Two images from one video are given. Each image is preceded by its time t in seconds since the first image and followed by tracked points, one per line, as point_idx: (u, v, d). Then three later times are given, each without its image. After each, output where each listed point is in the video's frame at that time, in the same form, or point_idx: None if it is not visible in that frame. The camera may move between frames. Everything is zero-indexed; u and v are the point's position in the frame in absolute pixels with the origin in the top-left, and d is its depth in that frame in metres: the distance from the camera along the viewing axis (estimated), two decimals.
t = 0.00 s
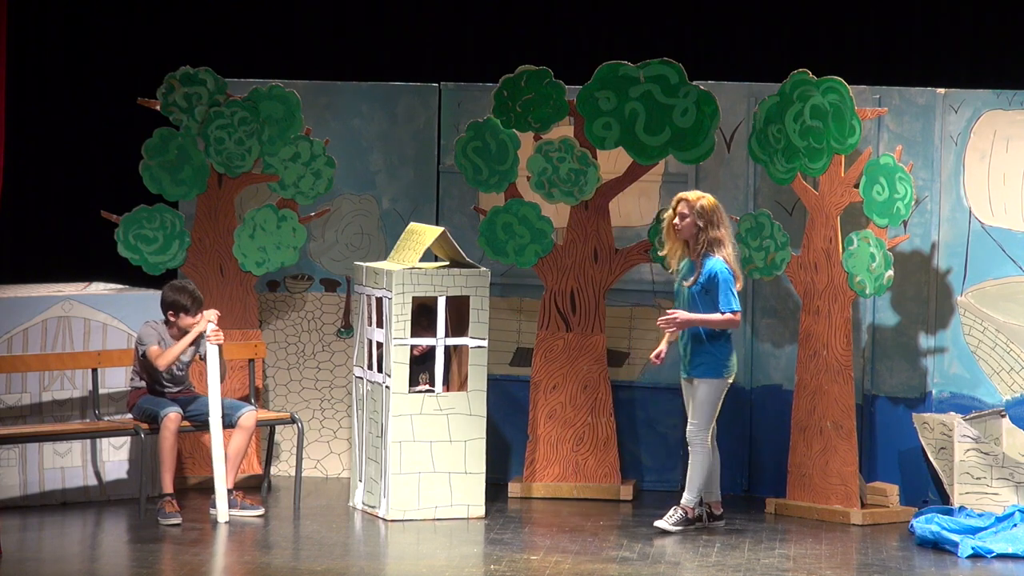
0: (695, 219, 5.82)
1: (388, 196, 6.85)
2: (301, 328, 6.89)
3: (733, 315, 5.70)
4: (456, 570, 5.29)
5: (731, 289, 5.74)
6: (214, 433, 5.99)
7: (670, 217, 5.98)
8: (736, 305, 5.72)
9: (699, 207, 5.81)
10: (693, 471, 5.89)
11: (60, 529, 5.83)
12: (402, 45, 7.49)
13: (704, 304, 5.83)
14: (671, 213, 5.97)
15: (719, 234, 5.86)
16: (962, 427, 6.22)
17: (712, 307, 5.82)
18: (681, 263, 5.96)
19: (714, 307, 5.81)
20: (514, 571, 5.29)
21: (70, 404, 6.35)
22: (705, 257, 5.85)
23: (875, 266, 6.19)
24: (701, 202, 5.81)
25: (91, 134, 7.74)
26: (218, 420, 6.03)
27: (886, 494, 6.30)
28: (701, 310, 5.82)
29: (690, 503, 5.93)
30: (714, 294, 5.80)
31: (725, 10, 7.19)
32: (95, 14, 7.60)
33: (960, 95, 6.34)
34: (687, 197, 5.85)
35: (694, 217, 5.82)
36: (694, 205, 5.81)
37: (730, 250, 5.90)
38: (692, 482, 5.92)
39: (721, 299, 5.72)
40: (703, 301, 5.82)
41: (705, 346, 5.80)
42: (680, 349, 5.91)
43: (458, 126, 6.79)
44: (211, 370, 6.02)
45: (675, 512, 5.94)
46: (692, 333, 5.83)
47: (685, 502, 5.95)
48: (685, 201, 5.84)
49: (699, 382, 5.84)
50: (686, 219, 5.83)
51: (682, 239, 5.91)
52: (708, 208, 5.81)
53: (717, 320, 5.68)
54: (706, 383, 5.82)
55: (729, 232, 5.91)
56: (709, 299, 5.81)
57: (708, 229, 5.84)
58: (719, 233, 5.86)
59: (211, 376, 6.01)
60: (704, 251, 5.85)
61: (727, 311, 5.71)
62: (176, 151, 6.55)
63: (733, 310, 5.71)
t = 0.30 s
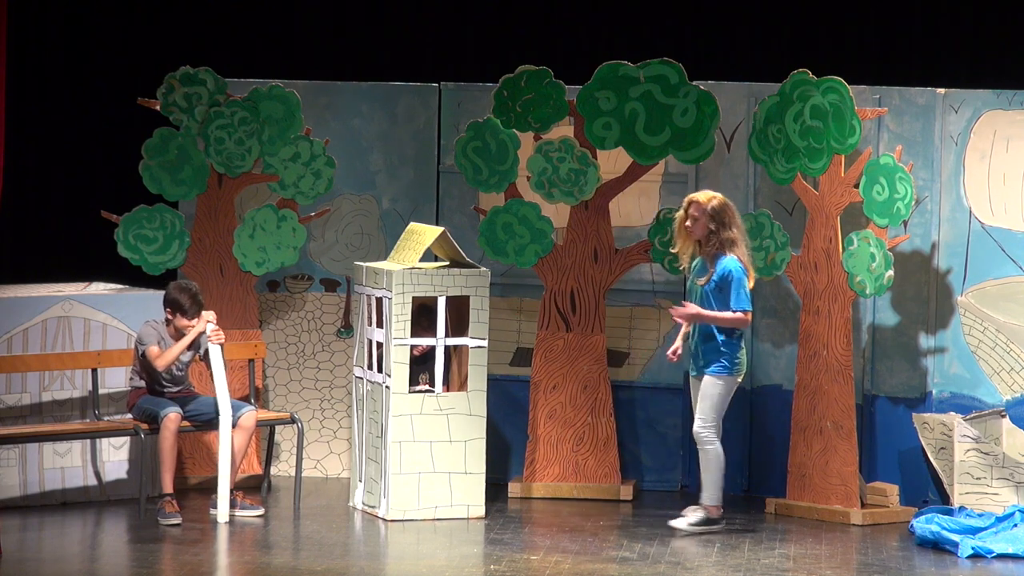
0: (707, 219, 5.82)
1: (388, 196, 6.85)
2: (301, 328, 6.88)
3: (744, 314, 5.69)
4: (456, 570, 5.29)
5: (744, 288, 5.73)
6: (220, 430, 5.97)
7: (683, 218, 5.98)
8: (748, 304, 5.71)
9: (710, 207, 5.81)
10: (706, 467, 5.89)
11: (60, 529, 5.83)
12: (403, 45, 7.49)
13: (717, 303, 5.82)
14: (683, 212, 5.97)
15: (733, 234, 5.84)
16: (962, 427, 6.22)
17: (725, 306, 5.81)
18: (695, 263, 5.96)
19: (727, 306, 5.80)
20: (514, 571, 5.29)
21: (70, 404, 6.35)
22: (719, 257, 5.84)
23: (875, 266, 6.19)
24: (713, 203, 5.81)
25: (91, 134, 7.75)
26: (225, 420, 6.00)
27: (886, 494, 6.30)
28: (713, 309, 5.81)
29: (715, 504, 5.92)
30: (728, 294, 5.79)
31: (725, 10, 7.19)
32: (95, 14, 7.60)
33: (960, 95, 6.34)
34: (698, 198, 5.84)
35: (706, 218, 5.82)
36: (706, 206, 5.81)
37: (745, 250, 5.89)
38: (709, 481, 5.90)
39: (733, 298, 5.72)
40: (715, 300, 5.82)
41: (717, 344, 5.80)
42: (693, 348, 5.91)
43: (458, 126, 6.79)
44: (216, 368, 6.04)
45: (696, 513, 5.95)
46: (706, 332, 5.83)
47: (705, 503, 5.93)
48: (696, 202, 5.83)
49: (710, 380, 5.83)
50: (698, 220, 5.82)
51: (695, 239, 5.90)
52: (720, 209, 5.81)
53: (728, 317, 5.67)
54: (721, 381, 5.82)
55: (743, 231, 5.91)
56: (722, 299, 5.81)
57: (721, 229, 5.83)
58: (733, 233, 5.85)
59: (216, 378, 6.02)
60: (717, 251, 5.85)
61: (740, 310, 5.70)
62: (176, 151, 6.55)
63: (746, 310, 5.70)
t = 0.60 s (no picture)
0: (726, 221, 5.80)
1: (388, 196, 6.86)
2: (301, 328, 6.89)
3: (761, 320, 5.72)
4: (456, 570, 5.29)
5: (761, 294, 5.75)
6: (220, 432, 5.97)
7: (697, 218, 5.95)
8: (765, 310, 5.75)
9: (730, 209, 5.79)
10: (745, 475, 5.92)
11: (60, 529, 5.84)
12: (403, 45, 7.49)
13: (731, 307, 5.82)
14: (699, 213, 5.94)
15: (749, 236, 5.85)
16: (962, 427, 6.22)
17: (740, 310, 5.82)
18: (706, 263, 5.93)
19: (741, 311, 5.81)
20: (514, 572, 5.29)
21: (70, 404, 6.35)
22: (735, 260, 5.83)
23: (875, 266, 6.19)
24: (733, 205, 5.79)
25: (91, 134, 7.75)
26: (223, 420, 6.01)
27: (886, 494, 6.30)
28: (728, 313, 5.82)
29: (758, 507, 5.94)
30: (743, 297, 5.79)
31: (725, 10, 7.19)
32: (95, 14, 7.60)
33: (960, 95, 6.34)
34: (717, 199, 5.81)
35: (725, 220, 5.79)
36: (726, 208, 5.79)
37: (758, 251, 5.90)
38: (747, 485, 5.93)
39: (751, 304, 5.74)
40: (731, 304, 5.82)
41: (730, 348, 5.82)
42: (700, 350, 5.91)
43: (458, 126, 6.80)
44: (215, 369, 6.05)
45: (747, 516, 5.91)
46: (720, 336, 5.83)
47: (751, 507, 5.93)
48: (716, 203, 5.80)
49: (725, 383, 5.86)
50: (717, 221, 5.80)
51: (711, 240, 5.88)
52: (739, 211, 5.80)
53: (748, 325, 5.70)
54: (742, 386, 5.84)
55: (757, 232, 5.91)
56: (737, 302, 5.81)
57: (738, 231, 5.82)
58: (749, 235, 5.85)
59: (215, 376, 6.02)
60: (734, 253, 5.84)
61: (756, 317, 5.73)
62: (176, 151, 6.56)
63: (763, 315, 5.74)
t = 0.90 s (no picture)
0: (741, 223, 5.78)
1: (388, 196, 6.86)
2: (301, 328, 6.89)
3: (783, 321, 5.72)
4: (456, 570, 5.29)
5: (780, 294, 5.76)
6: (214, 434, 5.99)
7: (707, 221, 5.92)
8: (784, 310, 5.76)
9: (743, 211, 5.77)
10: (755, 476, 5.91)
11: (60, 529, 5.83)
12: (403, 45, 7.49)
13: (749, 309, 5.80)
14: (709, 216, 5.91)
15: (761, 236, 5.84)
16: (962, 427, 6.22)
17: (758, 312, 5.80)
18: (719, 267, 5.90)
19: (760, 312, 5.79)
20: (514, 572, 5.29)
21: (70, 404, 6.35)
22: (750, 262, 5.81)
23: (875, 266, 6.19)
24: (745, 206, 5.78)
25: (90, 134, 7.76)
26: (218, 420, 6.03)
27: (886, 494, 6.30)
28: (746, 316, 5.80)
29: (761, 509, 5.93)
30: (762, 299, 5.78)
31: (725, 10, 7.19)
32: (94, 14, 7.61)
33: (960, 95, 6.35)
34: (730, 201, 5.79)
35: (740, 222, 5.77)
36: (740, 209, 5.77)
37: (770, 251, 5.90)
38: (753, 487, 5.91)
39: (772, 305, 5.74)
40: (749, 306, 5.80)
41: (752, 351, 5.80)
42: (716, 355, 5.86)
43: (458, 126, 6.80)
44: (212, 369, 6.02)
45: (749, 517, 5.91)
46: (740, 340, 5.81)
47: (753, 509, 5.92)
48: (730, 206, 5.78)
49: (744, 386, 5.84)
50: (732, 222, 5.77)
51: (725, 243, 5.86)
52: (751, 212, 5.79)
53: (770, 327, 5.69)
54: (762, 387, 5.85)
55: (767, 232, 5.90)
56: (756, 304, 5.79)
57: (752, 232, 5.81)
58: (762, 236, 5.84)
59: (212, 374, 6.01)
60: (749, 254, 5.81)
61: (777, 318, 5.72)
62: (176, 151, 6.56)
63: (784, 315, 5.75)
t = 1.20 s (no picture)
0: (737, 224, 5.77)
1: (387, 196, 6.85)
2: (301, 328, 6.89)
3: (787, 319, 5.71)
4: (456, 570, 5.29)
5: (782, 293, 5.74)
6: (220, 431, 5.97)
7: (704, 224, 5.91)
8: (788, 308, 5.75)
9: (740, 211, 5.76)
10: (752, 478, 5.89)
11: (60, 529, 5.83)
12: (403, 45, 7.49)
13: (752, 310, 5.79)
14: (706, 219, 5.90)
15: (759, 236, 5.83)
16: (962, 427, 6.22)
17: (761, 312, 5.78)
18: (720, 269, 5.88)
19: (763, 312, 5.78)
20: (514, 572, 5.29)
21: (70, 404, 6.35)
22: (750, 263, 5.80)
23: (875, 266, 6.19)
24: (741, 207, 5.77)
25: (90, 134, 7.76)
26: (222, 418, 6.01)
27: (886, 494, 6.30)
28: (750, 316, 5.78)
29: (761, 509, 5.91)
30: (765, 299, 5.76)
31: (725, 10, 7.19)
32: (94, 14, 7.60)
33: (960, 95, 6.34)
34: (725, 203, 5.79)
35: (736, 223, 5.76)
36: (735, 210, 5.76)
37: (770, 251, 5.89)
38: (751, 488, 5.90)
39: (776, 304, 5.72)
40: (753, 307, 5.79)
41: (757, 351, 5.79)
42: (722, 357, 5.85)
43: (458, 126, 6.80)
44: (217, 368, 6.00)
45: (747, 518, 5.89)
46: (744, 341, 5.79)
47: (751, 508, 5.90)
48: (725, 208, 5.78)
49: (747, 388, 5.83)
50: (727, 223, 5.76)
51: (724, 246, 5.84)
52: (747, 213, 5.78)
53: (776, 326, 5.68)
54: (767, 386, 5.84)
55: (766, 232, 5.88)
56: (759, 304, 5.78)
57: (749, 233, 5.79)
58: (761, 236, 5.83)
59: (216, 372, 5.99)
60: (748, 255, 5.80)
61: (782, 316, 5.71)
62: (176, 151, 6.56)
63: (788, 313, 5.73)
